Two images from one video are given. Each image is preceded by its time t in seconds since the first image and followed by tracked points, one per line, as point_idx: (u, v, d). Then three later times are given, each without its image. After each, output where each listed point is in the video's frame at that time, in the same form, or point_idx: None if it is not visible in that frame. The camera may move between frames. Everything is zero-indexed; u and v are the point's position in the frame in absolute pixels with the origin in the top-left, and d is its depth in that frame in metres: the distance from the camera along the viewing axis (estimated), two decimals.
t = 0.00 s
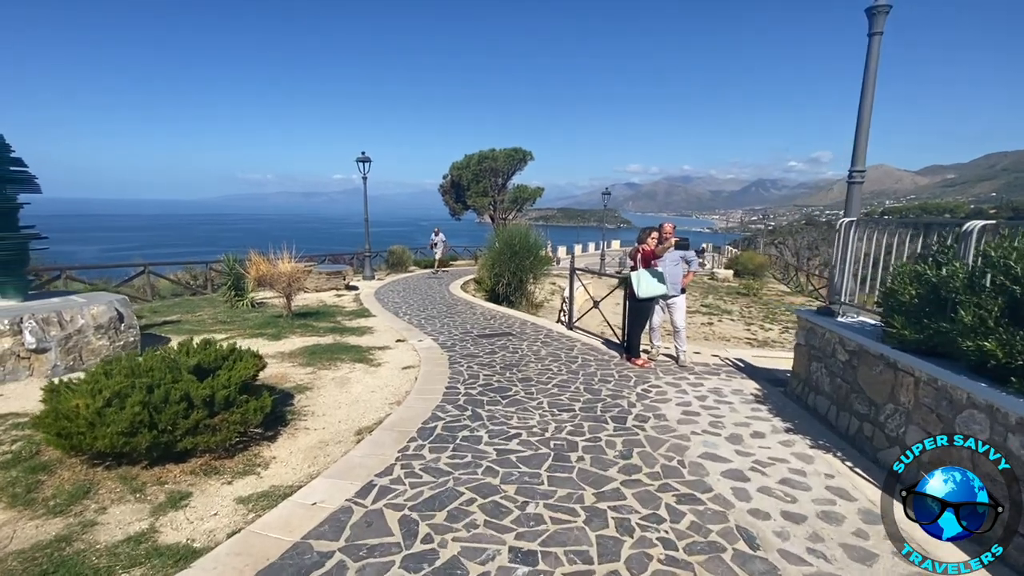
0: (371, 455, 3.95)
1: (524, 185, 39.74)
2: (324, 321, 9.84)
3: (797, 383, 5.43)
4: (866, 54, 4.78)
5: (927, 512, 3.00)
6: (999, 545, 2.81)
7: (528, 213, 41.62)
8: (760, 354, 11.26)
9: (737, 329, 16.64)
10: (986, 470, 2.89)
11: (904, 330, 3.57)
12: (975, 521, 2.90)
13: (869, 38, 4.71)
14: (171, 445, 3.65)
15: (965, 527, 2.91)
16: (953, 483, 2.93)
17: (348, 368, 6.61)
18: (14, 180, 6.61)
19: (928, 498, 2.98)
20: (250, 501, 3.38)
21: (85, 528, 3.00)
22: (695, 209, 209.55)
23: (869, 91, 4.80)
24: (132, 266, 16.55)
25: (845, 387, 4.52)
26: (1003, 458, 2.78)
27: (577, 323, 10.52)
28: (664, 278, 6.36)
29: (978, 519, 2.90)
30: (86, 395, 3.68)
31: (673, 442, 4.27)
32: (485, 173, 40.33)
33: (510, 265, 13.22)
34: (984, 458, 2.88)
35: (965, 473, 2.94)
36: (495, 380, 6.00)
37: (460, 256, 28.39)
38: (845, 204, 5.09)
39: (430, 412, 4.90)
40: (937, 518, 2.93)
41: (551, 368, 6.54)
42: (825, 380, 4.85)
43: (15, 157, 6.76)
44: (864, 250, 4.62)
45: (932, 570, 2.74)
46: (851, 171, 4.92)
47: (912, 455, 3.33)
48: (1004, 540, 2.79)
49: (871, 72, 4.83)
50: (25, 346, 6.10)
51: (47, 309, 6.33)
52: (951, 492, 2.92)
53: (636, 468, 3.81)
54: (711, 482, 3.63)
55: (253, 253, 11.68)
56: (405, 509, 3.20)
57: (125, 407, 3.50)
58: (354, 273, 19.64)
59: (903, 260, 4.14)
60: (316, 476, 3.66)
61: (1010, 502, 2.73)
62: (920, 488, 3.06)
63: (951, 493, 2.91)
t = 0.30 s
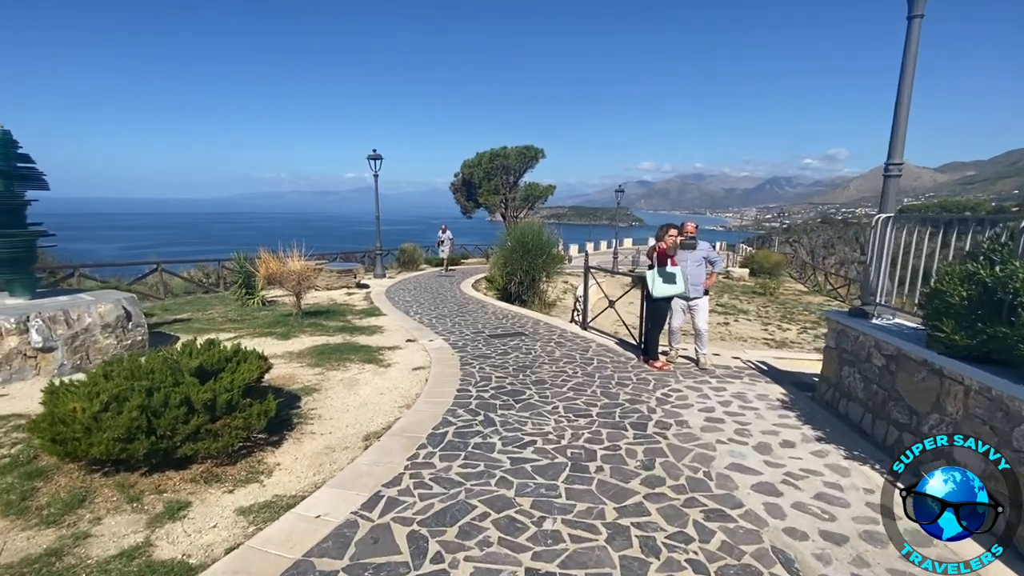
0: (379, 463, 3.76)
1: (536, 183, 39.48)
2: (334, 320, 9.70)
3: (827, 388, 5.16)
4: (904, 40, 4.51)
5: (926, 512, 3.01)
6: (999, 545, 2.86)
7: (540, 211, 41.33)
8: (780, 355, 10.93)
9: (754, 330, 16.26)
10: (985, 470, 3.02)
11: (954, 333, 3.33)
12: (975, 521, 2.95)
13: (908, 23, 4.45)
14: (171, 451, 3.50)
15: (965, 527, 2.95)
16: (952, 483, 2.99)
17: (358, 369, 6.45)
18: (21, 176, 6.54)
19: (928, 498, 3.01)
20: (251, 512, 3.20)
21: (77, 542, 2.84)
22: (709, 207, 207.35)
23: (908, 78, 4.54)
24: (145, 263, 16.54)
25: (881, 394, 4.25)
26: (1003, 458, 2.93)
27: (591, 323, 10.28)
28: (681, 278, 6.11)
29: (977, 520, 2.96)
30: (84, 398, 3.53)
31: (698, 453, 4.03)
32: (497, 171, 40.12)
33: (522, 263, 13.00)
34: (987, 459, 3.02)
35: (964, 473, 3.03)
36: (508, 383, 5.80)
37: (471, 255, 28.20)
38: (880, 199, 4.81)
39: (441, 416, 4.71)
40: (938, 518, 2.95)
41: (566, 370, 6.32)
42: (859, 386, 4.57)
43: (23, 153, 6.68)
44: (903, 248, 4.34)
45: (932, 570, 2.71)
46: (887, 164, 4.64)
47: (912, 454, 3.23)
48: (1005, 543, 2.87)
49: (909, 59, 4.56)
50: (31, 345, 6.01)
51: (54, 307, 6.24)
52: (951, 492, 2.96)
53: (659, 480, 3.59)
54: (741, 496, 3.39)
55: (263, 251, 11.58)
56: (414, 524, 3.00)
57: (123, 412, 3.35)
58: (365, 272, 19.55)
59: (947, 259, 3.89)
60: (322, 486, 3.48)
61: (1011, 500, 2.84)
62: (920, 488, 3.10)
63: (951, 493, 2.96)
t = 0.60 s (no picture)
0: (381, 474, 3.58)
1: (546, 181, 39.22)
2: (341, 319, 9.56)
3: (854, 396, 4.90)
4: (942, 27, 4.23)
5: (926, 512, 2.96)
6: (1001, 545, 2.91)
7: (550, 209, 41.04)
8: (797, 357, 10.61)
9: (769, 330, 15.90)
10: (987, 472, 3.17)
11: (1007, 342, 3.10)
12: (975, 521, 2.93)
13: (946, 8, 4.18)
14: (163, 461, 3.34)
15: (965, 527, 2.90)
16: (952, 483, 2.97)
17: (363, 371, 6.28)
18: (25, 173, 6.44)
19: (928, 498, 2.95)
20: (245, 528, 3.02)
21: (58, 561, 2.67)
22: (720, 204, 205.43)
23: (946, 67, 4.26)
24: (155, 261, 16.52)
25: (916, 405, 4.01)
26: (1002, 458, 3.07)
27: (603, 324, 10.04)
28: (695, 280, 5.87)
29: (978, 520, 2.94)
30: (73, 405, 3.38)
31: (719, 466, 3.80)
32: (507, 168, 39.90)
33: (532, 262, 12.79)
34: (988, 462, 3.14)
35: (963, 475, 3.02)
36: (518, 387, 5.60)
37: (481, 253, 28.01)
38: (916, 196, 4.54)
39: (448, 423, 4.52)
40: (937, 518, 2.90)
41: (577, 373, 6.11)
42: (890, 396, 4.34)
43: (27, 151, 6.59)
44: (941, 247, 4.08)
45: (933, 570, 2.69)
46: (924, 159, 4.37)
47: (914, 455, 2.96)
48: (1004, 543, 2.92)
49: (947, 47, 4.28)
50: (32, 346, 5.91)
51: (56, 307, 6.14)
52: (951, 492, 2.93)
53: (679, 497, 3.36)
54: (768, 516, 3.16)
55: (271, 249, 11.47)
56: (417, 544, 2.80)
57: (113, 420, 3.19)
58: (374, 270, 19.45)
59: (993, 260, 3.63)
60: (320, 500, 3.31)
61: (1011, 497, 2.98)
62: (920, 488, 3.04)
63: (950, 493, 2.92)
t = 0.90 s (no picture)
0: (374, 486, 3.38)
1: (554, 179, 38.95)
2: (343, 319, 9.39)
3: (878, 404, 4.62)
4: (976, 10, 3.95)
5: (926, 512, 3.00)
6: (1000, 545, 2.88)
7: (558, 207, 40.75)
8: (811, 359, 10.29)
9: (781, 331, 15.53)
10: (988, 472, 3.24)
11: None
12: (975, 521, 2.97)
13: None
14: (145, 471, 3.16)
15: (965, 527, 2.94)
16: (952, 483, 3.00)
17: (363, 373, 6.09)
18: (20, 169, 6.31)
19: (928, 498, 3.00)
20: (226, 545, 2.83)
21: None
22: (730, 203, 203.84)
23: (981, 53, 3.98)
24: (159, 259, 16.44)
25: (947, 415, 3.75)
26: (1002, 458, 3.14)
27: (611, 324, 9.81)
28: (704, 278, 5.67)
29: (977, 520, 2.98)
30: (49, 410, 3.20)
31: (735, 481, 3.55)
32: (515, 166, 39.68)
33: (539, 261, 12.56)
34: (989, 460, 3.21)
35: (963, 474, 3.05)
36: (522, 391, 5.38)
37: (488, 252, 27.81)
38: (945, 191, 4.27)
39: (448, 430, 4.32)
40: (938, 518, 2.94)
41: (584, 377, 5.88)
42: (918, 405, 4.08)
43: (22, 147, 6.45)
44: (974, 247, 3.81)
45: (932, 570, 2.68)
46: (955, 152, 4.09)
47: (912, 455, 3.11)
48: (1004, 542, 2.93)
49: (981, 32, 4.00)
50: (26, 346, 5.79)
51: (51, 306, 6.00)
52: (951, 492, 2.97)
53: (692, 515, 3.13)
54: (789, 537, 2.92)
55: (275, 247, 11.32)
56: (409, 566, 2.60)
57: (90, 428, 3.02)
58: (380, 269, 19.31)
59: None
60: (308, 514, 3.11)
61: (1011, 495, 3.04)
62: (920, 488, 3.09)
63: (951, 493, 2.97)
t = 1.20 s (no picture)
0: (366, 503, 3.17)
1: (561, 178, 38.67)
2: (345, 320, 9.20)
3: (903, 415, 4.36)
4: None
5: (926, 512, 3.01)
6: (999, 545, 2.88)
7: (565, 206, 40.44)
8: (824, 363, 10.00)
9: (792, 332, 15.20)
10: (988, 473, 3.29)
11: None
12: (975, 521, 2.98)
13: None
14: (122, 485, 2.98)
15: (965, 527, 2.95)
16: (952, 483, 3.00)
17: (361, 377, 5.88)
18: (13, 167, 6.17)
19: (928, 498, 3.01)
20: (204, 567, 2.63)
21: None
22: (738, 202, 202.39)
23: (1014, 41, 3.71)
24: (163, 258, 16.32)
25: (979, 429, 3.49)
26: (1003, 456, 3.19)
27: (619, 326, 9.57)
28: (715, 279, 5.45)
29: (977, 519, 2.99)
30: (24, 419, 3.04)
31: (752, 499, 3.32)
32: (521, 165, 39.42)
33: (544, 261, 12.33)
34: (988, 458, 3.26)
35: (964, 474, 3.04)
36: (526, 397, 5.16)
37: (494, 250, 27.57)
38: (976, 188, 4.00)
39: (447, 439, 4.11)
40: (938, 518, 2.95)
41: (591, 382, 5.65)
42: (946, 417, 3.83)
43: (15, 143, 6.30)
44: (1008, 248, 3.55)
45: (933, 570, 2.68)
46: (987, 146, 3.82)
47: (914, 454, 3.07)
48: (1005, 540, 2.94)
49: (1016, 18, 3.73)
50: (16, 347, 5.64)
51: (43, 307, 5.85)
52: (951, 492, 2.97)
53: (707, 537, 2.90)
54: (813, 563, 2.69)
55: (276, 246, 11.16)
56: None
57: (63, 440, 2.84)
58: (385, 268, 19.12)
59: None
60: (295, 533, 2.90)
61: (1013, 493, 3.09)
62: (920, 488, 3.10)
63: (951, 493, 2.97)
